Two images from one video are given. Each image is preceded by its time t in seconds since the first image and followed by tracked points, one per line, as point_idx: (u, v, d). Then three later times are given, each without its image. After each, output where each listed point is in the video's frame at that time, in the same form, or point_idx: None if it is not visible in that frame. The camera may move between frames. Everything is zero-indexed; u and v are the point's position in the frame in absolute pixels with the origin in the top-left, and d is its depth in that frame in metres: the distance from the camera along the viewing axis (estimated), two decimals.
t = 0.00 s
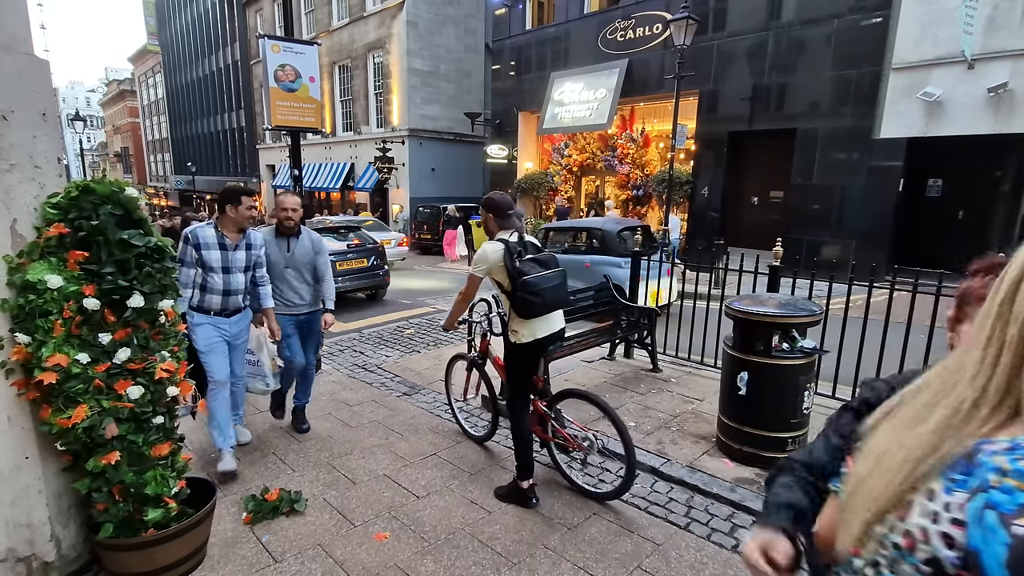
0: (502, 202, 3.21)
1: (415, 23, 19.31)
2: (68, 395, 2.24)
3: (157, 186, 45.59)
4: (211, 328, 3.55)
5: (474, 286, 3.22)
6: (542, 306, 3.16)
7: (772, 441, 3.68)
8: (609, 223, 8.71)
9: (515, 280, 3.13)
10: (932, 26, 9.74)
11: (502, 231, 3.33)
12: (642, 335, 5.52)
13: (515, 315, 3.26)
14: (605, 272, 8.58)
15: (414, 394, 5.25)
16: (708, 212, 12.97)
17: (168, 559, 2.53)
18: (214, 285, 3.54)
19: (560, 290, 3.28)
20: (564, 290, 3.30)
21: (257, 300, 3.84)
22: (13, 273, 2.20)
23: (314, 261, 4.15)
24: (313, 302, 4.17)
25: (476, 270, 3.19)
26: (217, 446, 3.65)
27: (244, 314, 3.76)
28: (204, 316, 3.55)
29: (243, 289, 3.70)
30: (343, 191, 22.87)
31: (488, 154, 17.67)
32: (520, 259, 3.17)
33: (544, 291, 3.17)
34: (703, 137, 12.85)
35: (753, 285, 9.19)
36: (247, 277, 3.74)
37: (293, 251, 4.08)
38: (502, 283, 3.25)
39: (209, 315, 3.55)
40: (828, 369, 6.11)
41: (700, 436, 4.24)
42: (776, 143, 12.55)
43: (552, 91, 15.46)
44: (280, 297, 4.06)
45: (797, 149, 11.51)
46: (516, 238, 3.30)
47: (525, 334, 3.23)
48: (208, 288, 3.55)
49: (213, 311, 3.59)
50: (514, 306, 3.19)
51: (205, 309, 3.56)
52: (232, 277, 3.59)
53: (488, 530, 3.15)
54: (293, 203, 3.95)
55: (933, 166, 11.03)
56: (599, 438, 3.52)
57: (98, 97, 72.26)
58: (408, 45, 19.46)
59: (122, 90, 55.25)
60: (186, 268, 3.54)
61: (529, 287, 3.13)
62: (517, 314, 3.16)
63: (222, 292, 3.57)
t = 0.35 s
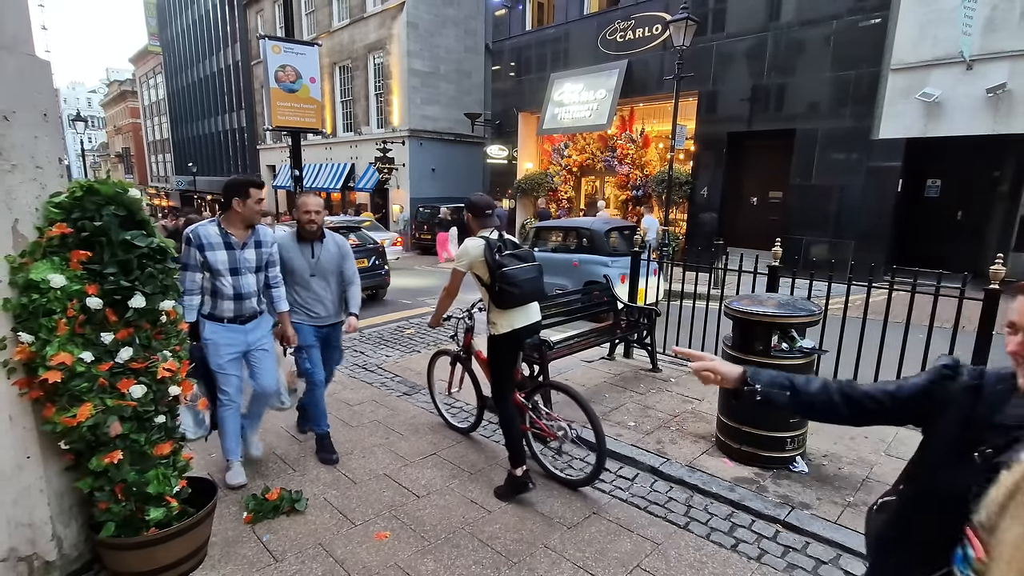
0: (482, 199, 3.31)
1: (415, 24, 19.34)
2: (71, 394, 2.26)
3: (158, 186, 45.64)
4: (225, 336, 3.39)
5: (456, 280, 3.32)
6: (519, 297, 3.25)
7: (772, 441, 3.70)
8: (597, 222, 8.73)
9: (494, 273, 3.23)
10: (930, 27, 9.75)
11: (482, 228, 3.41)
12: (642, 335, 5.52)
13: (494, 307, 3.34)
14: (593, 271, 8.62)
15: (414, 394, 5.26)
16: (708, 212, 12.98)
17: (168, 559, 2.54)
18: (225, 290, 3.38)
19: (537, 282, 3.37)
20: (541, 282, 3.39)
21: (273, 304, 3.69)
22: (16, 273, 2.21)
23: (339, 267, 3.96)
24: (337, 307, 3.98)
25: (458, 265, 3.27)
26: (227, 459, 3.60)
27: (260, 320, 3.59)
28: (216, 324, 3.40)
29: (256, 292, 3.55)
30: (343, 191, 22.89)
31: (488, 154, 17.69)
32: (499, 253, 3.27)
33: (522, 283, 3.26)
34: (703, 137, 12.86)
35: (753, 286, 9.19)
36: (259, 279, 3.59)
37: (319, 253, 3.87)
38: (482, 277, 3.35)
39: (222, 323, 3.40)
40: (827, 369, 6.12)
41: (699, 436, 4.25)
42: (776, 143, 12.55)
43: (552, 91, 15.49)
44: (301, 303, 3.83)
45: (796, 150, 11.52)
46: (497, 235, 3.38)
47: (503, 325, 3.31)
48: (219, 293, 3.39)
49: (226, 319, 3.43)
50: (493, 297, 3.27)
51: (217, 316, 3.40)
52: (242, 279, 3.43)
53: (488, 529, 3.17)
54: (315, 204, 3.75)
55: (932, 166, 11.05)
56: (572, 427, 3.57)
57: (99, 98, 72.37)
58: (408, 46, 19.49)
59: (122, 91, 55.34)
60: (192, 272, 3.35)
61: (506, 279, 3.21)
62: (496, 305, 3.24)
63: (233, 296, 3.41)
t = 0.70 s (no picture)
0: (473, 202, 3.43)
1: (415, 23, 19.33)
2: (72, 394, 2.26)
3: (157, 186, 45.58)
4: (247, 359, 3.06)
5: (444, 278, 3.45)
6: (502, 294, 3.41)
7: (772, 441, 3.69)
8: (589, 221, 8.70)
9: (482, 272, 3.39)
10: (931, 26, 9.76)
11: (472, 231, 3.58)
12: (642, 335, 5.51)
13: (479, 304, 3.52)
14: (586, 271, 8.62)
15: (414, 394, 5.26)
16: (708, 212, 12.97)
17: (168, 559, 2.53)
18: (250, 307, 3.03)
19: (521, 282, 3.54)
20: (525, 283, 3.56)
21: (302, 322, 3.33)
22: (18, 272, 2.21)
23: (365, 271, 3.72)
24: (363, 317, 3.68)
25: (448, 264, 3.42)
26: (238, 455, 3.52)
27: (285, 339, 3.19)
28: (238, 342, 3.07)
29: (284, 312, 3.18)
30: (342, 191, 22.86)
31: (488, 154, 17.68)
32: (487, 253, 3.44)
33: (506, 282, 3.42)
34: (703, 137, 12.86)
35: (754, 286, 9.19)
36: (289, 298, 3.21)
37: (346, 257, 3.62)
38: (470, 277, 3.51)
39: (244, 343, 3.06)
40: (827, 368, 6.12)
41: (700, 436, 4.24)
42: (776, 143, 12.55)
43: (552, 91, 15.49)
44: (325, 311, 3.60)
45: (796, 149, 11.50)
46: (486, 239, 3.56)
47: (485, 322, 3.50)
48: (243, 309, 3.05)
49: (249, 338, 3.08)
50: (479, 293, 3.45)
51: (240, 335, 3.07)
52: (269, 297, 3.07)
53: (488, 530, 3.16)
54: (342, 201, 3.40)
55: (932, 166, 11.05)
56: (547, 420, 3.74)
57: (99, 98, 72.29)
58: (408, 46, 19.48)
59: (122, 91, 55.27)
60: (217, 283, 3.02)
61: (492, 277, 3.39)
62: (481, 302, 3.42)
63: (258, 316, 3.04)
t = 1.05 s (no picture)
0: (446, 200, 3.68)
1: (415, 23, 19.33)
2: (76, 393, 2.26)
3: (157, 187, 45.55)
4: (302, 365, 2.82)
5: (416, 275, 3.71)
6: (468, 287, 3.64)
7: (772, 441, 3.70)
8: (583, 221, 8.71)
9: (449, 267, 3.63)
10: (931, 27, 9.76)
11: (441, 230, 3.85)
12: (642, 335, 5.51)
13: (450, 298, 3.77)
14: (579, 270, 8.62)
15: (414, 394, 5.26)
16: (708, 212, 12.97)
17: (168, 559, 2.54)
18: (306, 307, 2.82)
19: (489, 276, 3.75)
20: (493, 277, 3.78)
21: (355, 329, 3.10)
22: (19, 272, 2.21)
23: (423, 275, 3.48)
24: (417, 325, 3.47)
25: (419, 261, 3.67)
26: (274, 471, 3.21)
27: (335, 345, 3.02)
28: (290, 349, 2.82)
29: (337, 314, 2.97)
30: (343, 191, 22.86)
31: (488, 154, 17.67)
32: (455, 250, 3.68)
33: (472, 276, 3.64)
34: (703, 137, 12.85)
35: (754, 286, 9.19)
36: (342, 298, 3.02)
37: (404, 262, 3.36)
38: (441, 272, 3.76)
39: (297, 349, 2.82)
40: (827, 369, 6.13)
41: (700, 436, 4.25)
42: (776, 143, 12.55)
43: (552, 91, 15.49)
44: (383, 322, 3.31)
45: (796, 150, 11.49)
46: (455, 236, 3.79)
47: (456, 314, 3.76)
48: (296, 311, 2.81)
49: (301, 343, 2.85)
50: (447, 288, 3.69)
51: (292, 340, 2.82)
52: (325, 296, 2.87)
53: (488, 529, 3.16)
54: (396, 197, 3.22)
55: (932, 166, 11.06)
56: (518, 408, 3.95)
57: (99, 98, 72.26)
58: (408, 46, 19.48)
59: (122, 90, 55.20)
60: (268, 281, 2.76)
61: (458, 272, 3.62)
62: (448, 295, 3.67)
63: (315, 316, 2.83)
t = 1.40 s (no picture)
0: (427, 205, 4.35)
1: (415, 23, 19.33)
2: (77, 392, 2.26)
3: (157, 187, 45.53)
4: (357, 387, 2.59)
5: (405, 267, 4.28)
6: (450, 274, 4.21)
7: (772, 441, 3.69)
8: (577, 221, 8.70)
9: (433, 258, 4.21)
10: (931, 27, 9.77)
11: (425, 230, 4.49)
12: (642, 335, 5.51)
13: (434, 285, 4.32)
14: (573, 270, 8.62)
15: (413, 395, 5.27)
16: (708, 212, 12.97)
17: (168, 559, 2.54)
18: (361, 321, 2.57)
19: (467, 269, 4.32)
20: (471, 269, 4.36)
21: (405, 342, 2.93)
22: (19, 272, 2.21)
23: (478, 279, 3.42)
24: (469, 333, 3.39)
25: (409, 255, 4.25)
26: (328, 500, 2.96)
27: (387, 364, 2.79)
28: (346, 369, 2.58)
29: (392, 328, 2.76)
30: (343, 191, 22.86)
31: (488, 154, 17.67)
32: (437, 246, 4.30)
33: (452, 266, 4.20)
34: (703, 137, 12.85)
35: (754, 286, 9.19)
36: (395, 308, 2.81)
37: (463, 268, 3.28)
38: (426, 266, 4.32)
39: (352, 369, 2.59)
40: (827, 369, 6.12)
41: (700, 436, 4.25)
42: (776, 143, 12.55)
43: (552, 91, 15.50)
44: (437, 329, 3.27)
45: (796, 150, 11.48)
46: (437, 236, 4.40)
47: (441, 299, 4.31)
48: (349, 327, 2.57)
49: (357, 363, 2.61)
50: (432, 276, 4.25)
51: (346, 359, 2.58)
52: (381, 309, 2.64)
53: (488, 530, 3.16)
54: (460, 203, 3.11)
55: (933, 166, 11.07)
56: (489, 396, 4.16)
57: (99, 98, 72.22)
58: (408, 46, 19.48)
59: (122, 90, 55.21)
60: (316, 298, 2.51)
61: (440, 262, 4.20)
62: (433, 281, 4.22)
63: (372, 331, 2.60)
